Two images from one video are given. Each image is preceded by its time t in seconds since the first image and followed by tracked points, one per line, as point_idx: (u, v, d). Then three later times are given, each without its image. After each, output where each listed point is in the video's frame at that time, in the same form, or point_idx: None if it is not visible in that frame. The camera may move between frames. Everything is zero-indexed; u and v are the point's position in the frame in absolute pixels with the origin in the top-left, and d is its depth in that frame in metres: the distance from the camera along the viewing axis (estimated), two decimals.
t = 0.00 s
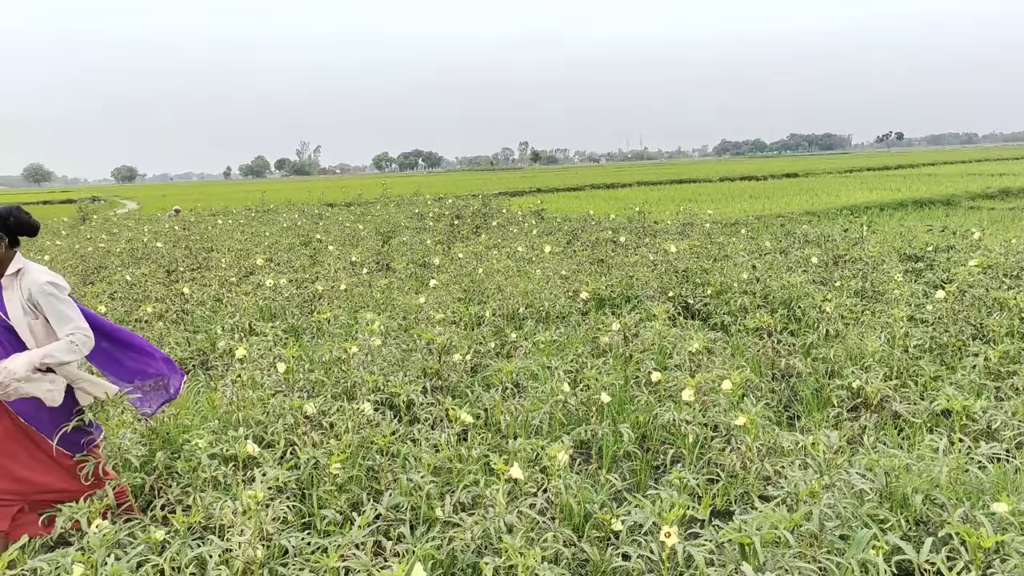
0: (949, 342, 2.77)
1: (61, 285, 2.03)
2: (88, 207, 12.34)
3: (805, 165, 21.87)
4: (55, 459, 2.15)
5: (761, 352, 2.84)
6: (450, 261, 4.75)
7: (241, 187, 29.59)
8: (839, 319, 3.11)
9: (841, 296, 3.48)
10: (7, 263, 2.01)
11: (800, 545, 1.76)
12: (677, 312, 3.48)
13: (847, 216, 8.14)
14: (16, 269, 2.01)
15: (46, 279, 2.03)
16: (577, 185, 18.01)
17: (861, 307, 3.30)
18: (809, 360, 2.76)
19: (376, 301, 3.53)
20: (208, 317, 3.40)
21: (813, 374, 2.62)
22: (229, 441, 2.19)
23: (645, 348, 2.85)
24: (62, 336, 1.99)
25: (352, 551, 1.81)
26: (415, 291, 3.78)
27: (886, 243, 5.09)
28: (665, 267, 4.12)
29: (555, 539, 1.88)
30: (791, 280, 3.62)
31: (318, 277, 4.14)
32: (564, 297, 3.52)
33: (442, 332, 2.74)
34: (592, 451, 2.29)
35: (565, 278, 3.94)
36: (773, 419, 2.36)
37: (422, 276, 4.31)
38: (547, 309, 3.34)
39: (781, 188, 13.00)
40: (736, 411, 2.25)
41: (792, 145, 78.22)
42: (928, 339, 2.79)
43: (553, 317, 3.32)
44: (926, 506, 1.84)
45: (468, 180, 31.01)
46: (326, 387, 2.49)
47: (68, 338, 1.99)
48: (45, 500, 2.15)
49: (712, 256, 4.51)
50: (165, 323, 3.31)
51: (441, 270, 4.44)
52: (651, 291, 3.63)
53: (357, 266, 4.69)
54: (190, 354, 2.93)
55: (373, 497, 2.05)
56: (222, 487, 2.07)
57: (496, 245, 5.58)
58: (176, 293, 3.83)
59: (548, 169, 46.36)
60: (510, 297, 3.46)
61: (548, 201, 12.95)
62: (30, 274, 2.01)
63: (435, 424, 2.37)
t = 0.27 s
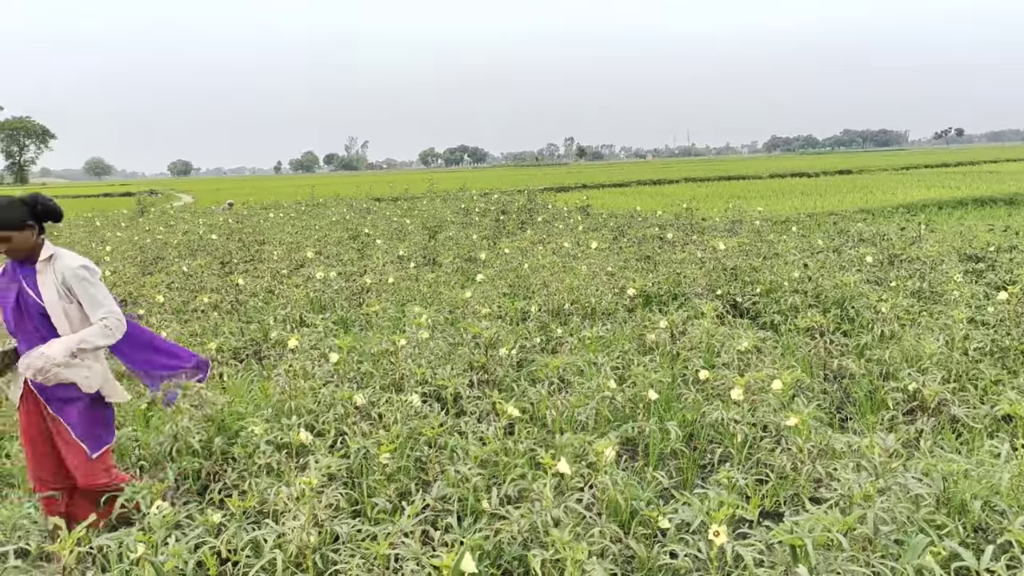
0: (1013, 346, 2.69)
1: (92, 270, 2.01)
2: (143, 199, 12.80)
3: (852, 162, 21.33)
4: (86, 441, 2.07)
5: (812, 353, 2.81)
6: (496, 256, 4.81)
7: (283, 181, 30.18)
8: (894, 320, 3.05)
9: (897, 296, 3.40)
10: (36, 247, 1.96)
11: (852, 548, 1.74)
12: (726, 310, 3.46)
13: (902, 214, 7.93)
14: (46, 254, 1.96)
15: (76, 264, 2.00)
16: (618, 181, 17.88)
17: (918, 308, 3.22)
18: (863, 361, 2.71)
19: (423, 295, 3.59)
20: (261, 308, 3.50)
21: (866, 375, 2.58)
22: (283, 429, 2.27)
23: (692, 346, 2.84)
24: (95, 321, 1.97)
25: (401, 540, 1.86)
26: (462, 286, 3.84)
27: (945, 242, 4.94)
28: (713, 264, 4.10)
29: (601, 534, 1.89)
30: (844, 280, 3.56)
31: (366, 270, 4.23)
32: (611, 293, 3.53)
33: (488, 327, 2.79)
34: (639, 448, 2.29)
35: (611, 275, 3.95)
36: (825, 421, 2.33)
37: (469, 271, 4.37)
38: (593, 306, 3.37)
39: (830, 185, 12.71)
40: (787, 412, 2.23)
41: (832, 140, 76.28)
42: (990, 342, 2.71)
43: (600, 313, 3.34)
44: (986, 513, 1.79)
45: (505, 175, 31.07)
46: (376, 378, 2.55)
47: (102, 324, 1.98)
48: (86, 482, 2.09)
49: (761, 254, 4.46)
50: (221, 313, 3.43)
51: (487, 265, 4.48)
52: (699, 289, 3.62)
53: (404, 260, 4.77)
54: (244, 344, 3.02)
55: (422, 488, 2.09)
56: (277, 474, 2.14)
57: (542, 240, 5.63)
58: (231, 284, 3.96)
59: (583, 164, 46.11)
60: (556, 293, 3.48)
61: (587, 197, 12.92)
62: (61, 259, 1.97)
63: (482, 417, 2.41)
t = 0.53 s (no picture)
0: None
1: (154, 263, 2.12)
2: (198, 192, 13.31)
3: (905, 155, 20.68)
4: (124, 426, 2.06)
5: (868, 351, 2.76)
6: (544, 250, 4.86)
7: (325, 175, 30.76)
8: (956, 318, 2.97)
9: (960, 294, 3.31)
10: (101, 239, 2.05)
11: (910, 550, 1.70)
12: (778, 306, 3.42)
13: (963, 209, 7.67)
14: (113, 246, 2.05)
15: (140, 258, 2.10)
16: (660, 175, 17.70)
17: (982, 306, 3.13)
18: (922, 360, 2.65)
19: (472, 289, 3.66)
20: (314, 300, 3.61)
21: (926, 375, 2.52)
22: (335, 418, 2.34)
23: (742, 343, 2.84)
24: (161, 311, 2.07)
25: (451, 529, 1.91)
26: (511, 279, 3.90)
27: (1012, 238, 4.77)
28: (765, 260, 4.06)
29: (651, 529, 1.89)
30: (902, 277, 3.49)
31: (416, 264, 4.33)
32: (659, 288, 3.55)
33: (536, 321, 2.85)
34: (688, 444, 2.30)
35: (660, 270, 3.96)
36: (882, 420, 2.29)
37: (517, 264, 4.43)
38: (641, 301, 3.38)
39: (885, 179, 12.35)
40: (842, 411, 2.20)
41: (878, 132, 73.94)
42: None
43: (648, 309, 3.36)
44: None
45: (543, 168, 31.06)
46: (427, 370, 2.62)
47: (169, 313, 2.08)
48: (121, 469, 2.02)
49: (815, 250, 4.39)
50: (276, 305, 3.56)
51: (533, 260, 4.52)
52: (750, 285, 3.60)
53: (451, 253, 4.84)
54: (298, 334, 3.12)
55: (471, 478, 2.13)
56: (331, 461, 2.21)
57: (589, 235, 5.66)
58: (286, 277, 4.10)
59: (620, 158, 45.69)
60: (604, 287, 3.50)
61: (630, 192, 12.85)
62: (126, 252, 2.07)
63: (530, 410, 2.44)
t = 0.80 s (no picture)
0: None
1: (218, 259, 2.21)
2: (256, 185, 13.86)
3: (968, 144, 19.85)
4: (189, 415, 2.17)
5: (934, 348, 2.69)
6: (596, 243, 4.91)
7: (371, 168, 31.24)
8: None
9: None
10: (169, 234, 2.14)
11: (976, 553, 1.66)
12: (837, 302, 3.36)
13: None
14: (181, 242, 2.14)
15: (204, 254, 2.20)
16: (710, 167, 17.40)
17: None
18: (991, 359, 2.58)
19: (525, 282, 3.71)
20: (371, 290, 3.69)
21: (995, 374, 2.45)
22: (391, 407, 2.41)
23: (800, 338, 2.81)
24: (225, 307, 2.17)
25: (505, 518, 1.95)
26: (563, 272, 3.97)
27: None
28: (824, 254, 4.00)
29: (705, 524, 1.90)
30: (970, 272, 3.38)
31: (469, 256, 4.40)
32: (714, 282, 3.55)
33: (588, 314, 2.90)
34: (743, 440, 2.29)
35: (714, 263, 3.95)
36: (947, 420, 2.24)
37: (569, 257, 4.48)
38: (695, 295, 3.38)
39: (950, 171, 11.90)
40: (905, 409, 2.16)
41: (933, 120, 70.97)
42: None
43: (702, 302, 3.36)
44: None
45: (587, 160, 30.86)
46: (481, 363, 2.69)
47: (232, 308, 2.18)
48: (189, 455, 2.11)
49: (877, 244, 4.30)
50: (334, 295, 3.67)
51: (585, 252, 4.57)
52: (808, 280, 3.56)
53: (503, 245, 4.91)
54: (355, 324, 3.20)
55: (525, 468, 2.17)
56: (387, 448, 2.28)
57: (642, 228, 5.69)
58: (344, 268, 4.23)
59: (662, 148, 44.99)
60: (656, 282, 3.50)
61: (679, 184, 12.70)
62: (193, 248, 2.16)
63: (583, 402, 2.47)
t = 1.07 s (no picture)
0: None
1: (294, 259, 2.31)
2: (326, 178, 14.52)
3: None
4: (268, 416, 2.29)
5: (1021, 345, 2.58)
6: (661, 236, 4.96)
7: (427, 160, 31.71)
8: None
9: None
10: (251, 231, 2.24)
11: None
12: (916, 297, 3.28)
13: None
14: (263, 240, 2.24)
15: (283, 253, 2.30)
16: (773, 158, 16.97)
17: None
18: None
19: (589, 277, 3.76)
20: (437, 282, 3.86)
21: None
22: (458, 395, 2.48)
23: (875, 333, 2.77)
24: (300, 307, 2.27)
25: (570, 507, 2.00)
26: (627, 264, 4.05)
27: None
28: (901, 248, 3.90)
29: (773, 521, 1.89)
30: None
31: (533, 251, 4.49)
32: (783, 276, 3.53)
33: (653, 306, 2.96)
34: (813, 437, 2.27)
35: (783, 257, 3.94)
36: None
37: (634, 249, 4.55)
38: (763, 289, 3.40)
39: None
40: (988, 409, 2.08)
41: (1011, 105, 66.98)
42: None
43: (770, 296, 3.37)
44: None
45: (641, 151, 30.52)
46: (546, 353, 2.75)
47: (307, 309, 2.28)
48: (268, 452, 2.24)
49: (960, 237, 4.16)
50: (402, 287, 3.81)
51: (649, 244, 4.64)
52: (884, 275, 3.48)
53: (567, 237, 5.07)
54: (420, 314, 3.37)
55: (589, 458, 2.20)
56: (454, 435, 2.35)
57: (708, 221, 5.70)
58: (412, 260, 4.38)
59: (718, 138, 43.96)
60: (724, 274, 3.54)
61: (742, 176, 12.47)
62: (273, 247, 2.26)
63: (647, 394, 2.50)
